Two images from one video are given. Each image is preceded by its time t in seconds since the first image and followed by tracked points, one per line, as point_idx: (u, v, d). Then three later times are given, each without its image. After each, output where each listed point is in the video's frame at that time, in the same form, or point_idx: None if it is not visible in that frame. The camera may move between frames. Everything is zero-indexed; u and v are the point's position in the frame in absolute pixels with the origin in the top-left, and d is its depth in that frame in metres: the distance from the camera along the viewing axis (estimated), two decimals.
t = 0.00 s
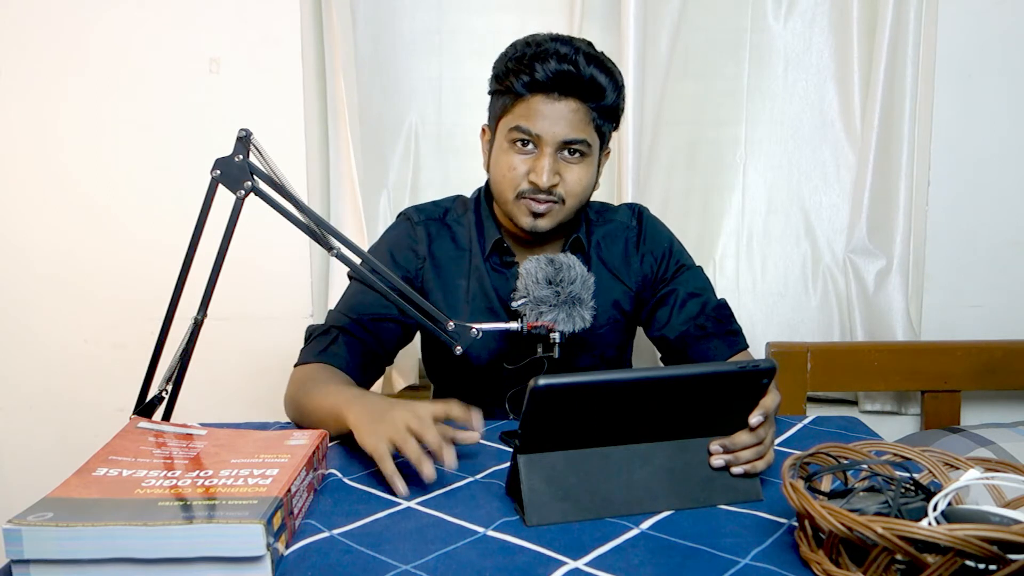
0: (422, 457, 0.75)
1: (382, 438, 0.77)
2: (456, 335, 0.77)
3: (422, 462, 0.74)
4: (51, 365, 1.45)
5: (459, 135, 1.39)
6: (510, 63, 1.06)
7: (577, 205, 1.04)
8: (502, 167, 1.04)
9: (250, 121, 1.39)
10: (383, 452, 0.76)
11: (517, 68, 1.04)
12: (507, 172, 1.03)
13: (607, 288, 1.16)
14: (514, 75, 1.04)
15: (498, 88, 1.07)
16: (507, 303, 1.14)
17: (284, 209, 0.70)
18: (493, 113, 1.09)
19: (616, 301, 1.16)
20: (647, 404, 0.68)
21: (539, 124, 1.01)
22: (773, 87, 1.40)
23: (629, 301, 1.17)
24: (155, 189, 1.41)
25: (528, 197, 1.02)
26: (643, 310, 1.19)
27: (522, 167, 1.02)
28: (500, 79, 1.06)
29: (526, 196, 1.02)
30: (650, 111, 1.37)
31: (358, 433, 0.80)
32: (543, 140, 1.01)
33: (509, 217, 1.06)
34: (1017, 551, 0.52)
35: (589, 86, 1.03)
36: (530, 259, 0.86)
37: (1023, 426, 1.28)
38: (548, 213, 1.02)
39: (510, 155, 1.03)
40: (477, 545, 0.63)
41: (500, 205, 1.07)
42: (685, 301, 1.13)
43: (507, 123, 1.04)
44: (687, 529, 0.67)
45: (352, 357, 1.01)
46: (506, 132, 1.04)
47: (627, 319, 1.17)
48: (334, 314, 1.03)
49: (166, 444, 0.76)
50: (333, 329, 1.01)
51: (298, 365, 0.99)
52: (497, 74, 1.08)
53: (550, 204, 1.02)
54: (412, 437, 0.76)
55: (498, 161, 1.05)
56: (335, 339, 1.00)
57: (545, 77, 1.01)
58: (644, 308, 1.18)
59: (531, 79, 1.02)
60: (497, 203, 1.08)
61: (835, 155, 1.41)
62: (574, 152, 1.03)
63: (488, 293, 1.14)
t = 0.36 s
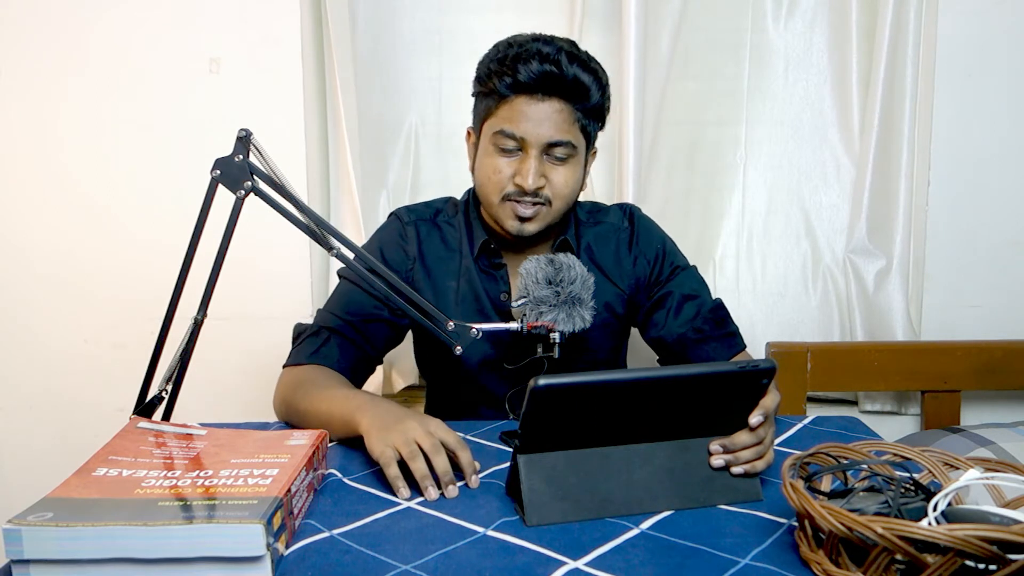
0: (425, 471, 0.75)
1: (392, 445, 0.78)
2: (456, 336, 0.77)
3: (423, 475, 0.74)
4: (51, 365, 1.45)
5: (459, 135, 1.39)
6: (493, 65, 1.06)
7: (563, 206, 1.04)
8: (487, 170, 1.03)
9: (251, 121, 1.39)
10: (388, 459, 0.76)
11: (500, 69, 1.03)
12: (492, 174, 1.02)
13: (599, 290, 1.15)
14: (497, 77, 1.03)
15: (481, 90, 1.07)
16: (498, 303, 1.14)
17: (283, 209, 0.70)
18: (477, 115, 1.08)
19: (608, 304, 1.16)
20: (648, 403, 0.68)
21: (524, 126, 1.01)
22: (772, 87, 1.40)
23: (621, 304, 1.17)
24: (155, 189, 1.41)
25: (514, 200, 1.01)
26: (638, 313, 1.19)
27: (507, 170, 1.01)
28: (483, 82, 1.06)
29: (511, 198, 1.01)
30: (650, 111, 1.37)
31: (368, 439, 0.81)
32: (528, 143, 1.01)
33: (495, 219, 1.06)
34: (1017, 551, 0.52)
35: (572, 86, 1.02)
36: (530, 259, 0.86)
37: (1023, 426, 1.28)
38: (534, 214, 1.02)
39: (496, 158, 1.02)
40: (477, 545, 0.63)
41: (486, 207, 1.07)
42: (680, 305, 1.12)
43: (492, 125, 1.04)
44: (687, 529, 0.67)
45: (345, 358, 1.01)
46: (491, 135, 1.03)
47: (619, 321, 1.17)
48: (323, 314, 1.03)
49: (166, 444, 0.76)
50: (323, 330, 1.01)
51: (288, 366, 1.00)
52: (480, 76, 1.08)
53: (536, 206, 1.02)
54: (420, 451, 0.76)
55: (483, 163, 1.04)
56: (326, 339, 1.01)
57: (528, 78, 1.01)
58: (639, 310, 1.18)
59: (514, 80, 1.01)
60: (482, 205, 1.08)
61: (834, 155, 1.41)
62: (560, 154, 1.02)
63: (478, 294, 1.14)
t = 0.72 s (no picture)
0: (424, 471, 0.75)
1: (393, 445, 0.78)
2: (456, 336, 0.77)
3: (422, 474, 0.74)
4: (51, 365, 1.45)
5: (459, 135, 1.39)
6: (511, 78, 1.01)
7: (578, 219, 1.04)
8: (505, 185, 1.01)
9: (251, 121, 1.39)
10: (390, 459, 0.76)
11: (522, 83, 0.99)
12: (511, 191, 1.01)
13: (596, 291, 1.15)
14: (517, 91, 0.99)
15: (496, 100, 1.03)
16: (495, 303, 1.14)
17: (283, 209, 0.70)
18: (489, 125, 1.04)
19: (605, 305, 1.16)
20: (648, 403, 0.68)
21: (547, 145, 0.98)
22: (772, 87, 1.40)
23: (618, 305, 1.17)
24: (155, 189, 1.41)
25: (533, 217, 1.01)
26: (636, 314, 1.18)
27: (528, 187, 1.00)
28: (500, 92, 1.02)
29: (532, 215, 1.01)
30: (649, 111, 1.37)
31: (369, 439, 0.81)
32: (551, 161, 0.99)
33: (510, 231, 1.05)
34: (1017, 551, 0.52)
35: (595, 105, 1.00)
36: (530, 258, 0.86)
37: (1023, 426, 1.28)
38: (551, 229, 1.02)
39: (515, 174, 1.00)
40: (477, 545, 0.63)
41: (497, 217, 1.05)
42: (679, 306, 1.12)
43: (511, 140, 1.00)
44: (687, 529, 0.67)
45: (345, 357, 1.01)
46: (511, 151, 1.00)
47: (616, 322, 1.17)
48: (322, 315, 1.02)
49: (166, 444, 0.76)
50: (323, 330, 1.01)
51: (287, 366, 1.00)
52: (494, 85, 1.03)
53: (554, 221, 1.02)
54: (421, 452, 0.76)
55: (500, 177, 1.02)
56: (326, 339, 1.01)
57: (553, 95, 0.98)
58: (637, 312, 1.18)
59: (538, 97, 0.98)
60: (495, 216, 1.06)
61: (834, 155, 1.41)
62: (578, 170, 1.01)
63: (476, 294, 1.14)
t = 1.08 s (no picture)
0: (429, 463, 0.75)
1: (394, 439, 0.78)
2: (456, 336, 0.77)
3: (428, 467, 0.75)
4: (51, 365, 1.45)
5: (459, 135, 1.39)
6: (524, 76, 1.01)
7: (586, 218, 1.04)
8: (516, 183, 1.01)
9: (251, 121, 1.39)
10: (393, 455, 0.76)
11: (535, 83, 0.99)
12: (521, 189, 1.01)
13: (601, 286, 1.16)
14: (530, 90, 0.99)
15: (509, 99, 1.02)
16: (503, 301, 1.14)
17: (284, 209, 0.70)
18: (500, 123, 1.04)
19: (611, 300, 1.16)
20: (648, 403, 0.68)
21: (558, 144, 0.98)
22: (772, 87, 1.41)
23: (624, 301, 1.17)
24: (155, 189, 1.41)
25: (543, 215, 1.01)
26: (641, 310, 1.19)
27: (538, 186, 1.00)
28: (513, 90, 1.02)
29: (541, 214, 1.01)
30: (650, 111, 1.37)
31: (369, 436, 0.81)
32: (561, 160, 0.99)
33: (518, 229, 1.05)
34: (1017, 551, 0.52)
35: (607, 106, 1.00)
36: (530, 258, 0.87)
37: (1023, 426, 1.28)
38: (560, 228, 1.03)
39: (526, 172, 1.00)
40: (477, 545, 0.63)
41: (506, 215, 1.06)
42: (683, 302, 1.13)
43: (522, 139, 1.00)
44: (687, 529, 0.67)
45: (347, 356, 1.01)
46: (523, 149, 1.00)
47: (623, 318, 1.18)
48: (327, 315, 1.03)
49: (166, 444, 0.76)
50: (327, 329, 1.01)
51: (292, 364, 0.99)
52: (507, 84, 1.03)
53: (562, 220, 1.02)
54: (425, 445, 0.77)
55: (511, 175, 1.02)
56: (329, 338, 1.00)
57: (565, 95, 0.98)
58: (642, 308, 1.18)
59: (551, 97, 0.98)
60: (504, 213, 1.06)
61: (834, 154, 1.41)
62: (588, 170, 1.01)
63: (483, 292, 1.14)
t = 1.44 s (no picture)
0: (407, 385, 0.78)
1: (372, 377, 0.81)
2: (456, 336, 0.77)
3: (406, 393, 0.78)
4: (51, 365, 1.45)
5: (459, 135, 1.39)
6: (530, 75, 1.01)
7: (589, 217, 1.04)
8: (520, 182, 1.01)
9: (251, 122, 1.39)
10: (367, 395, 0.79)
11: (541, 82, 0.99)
12: (524, 187, 1.01)
13: (603, 286, 1.16)
14: (535, 89, 1.00)
15: (514, 97, 1.02)
16: (503, 301, 1.14)
17: (284, 210, 0.70)
18: (505, 121, 1.04)
19: (613, 300, 1.16)
20: (648, 403, 0.68)
21: (562, 143, 0.98)
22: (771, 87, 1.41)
23: (625, 301, 1.17)
24: (155, 189, 1.41)
25: (546, 214, 1.01)
26: (642, 311, 1.18)
27: (542, 184, 1.00)
28: (519, 89, 1.02)
29: (544, 212, 1.01)
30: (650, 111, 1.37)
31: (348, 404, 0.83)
32: (565, 159, 0.99)
33: (522, 227, 1.05)
34: (1017, 551, 0.52)
35: (610, 106, 1.01)
36: (530, 258, 0.87)
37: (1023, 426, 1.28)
38: (563, 227, 1.03)
39: (529, 171, 1.00)
40: (477, 545, 0.63)
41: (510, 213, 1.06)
42: (684, 302, 1.13)
43: (527, 137, 1.00)
44: (687, 529, 0.67)
45: (348, 357, 1.01)
46: (527, 147, 1.00)
47: (625, 317, 1.17)
48: (330, 316, 1.03)
49: (166, 444, 0.76)
50: (328, 330, 1.01)
51: (293, 364, 0.99)
52: (513, 82, 1.03)
53: (566, 219, 1.02)
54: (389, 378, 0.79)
55: (514, 173, 1.02)
56: (330, 338, 1.01)
57: (570, 95, 0.98)
58: (643, 308, 1.18)
59: (556, 97, 0.98)
60: (507, 212, 1.06)
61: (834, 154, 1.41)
62: (593, 169, 1.01)
63: (484, 293, 1.14)
